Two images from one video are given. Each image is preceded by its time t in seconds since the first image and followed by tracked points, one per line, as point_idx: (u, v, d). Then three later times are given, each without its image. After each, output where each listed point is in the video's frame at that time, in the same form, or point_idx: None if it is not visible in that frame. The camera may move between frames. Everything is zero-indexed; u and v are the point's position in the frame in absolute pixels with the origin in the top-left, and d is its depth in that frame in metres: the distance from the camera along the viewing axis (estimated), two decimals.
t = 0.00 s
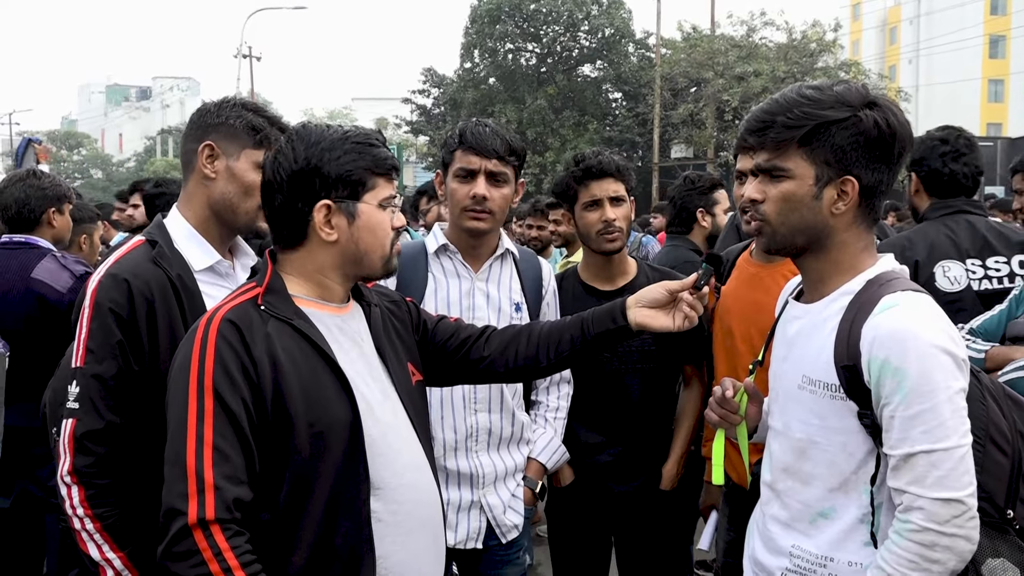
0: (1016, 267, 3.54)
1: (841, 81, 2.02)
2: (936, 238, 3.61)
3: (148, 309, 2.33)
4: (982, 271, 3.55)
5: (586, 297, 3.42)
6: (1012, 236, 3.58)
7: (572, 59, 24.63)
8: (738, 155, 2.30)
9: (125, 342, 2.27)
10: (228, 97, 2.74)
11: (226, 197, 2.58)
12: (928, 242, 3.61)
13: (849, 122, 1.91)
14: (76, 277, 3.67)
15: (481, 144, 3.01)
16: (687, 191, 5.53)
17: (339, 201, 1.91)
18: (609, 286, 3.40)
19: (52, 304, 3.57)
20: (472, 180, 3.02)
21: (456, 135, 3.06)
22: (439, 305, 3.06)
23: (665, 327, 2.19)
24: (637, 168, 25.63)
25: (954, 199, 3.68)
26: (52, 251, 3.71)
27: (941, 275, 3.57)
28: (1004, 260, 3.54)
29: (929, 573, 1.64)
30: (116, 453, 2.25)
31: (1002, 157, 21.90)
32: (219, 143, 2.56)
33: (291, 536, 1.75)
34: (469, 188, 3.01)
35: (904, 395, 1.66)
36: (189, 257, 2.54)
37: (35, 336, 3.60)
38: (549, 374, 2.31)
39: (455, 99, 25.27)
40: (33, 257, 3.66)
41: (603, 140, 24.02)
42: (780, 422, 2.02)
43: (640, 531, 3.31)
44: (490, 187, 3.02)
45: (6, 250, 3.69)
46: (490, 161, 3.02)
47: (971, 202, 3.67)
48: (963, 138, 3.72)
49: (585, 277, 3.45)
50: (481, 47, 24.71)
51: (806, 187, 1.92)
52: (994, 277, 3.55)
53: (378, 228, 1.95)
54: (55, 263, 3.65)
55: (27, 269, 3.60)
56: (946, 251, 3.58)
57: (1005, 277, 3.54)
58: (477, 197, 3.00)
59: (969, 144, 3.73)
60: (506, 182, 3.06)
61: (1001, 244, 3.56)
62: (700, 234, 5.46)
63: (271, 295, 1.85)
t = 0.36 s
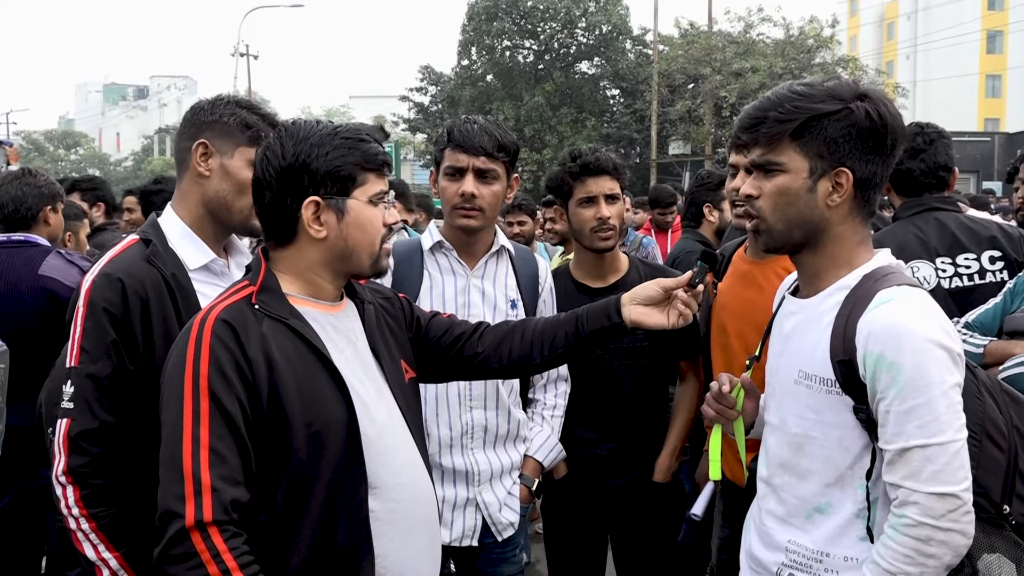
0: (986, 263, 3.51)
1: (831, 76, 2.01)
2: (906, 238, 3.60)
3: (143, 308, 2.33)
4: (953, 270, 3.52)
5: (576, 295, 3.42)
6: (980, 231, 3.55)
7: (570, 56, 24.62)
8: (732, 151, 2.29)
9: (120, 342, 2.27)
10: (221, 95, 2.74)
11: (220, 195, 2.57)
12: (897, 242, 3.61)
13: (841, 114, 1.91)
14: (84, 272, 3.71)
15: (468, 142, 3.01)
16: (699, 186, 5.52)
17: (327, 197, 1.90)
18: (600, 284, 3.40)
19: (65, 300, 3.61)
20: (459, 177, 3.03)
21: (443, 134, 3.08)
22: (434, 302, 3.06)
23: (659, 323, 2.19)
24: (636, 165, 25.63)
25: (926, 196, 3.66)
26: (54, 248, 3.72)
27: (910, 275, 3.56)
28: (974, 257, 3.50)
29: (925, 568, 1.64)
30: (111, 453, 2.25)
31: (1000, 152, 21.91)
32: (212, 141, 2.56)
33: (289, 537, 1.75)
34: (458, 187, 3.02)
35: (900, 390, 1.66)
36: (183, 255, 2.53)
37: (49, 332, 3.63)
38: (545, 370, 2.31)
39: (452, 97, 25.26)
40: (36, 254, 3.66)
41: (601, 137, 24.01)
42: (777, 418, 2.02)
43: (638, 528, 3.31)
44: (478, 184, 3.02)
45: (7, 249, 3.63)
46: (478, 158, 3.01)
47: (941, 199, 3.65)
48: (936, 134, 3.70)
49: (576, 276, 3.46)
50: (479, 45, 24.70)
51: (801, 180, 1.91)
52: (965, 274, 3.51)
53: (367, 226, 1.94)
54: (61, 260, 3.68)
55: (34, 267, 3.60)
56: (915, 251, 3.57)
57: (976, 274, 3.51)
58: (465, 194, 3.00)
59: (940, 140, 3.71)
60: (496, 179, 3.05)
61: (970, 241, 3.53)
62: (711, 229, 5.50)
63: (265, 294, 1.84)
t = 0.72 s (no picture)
0: (984, 262, 3.52)
1: (832, 75, 2.01)
2: (904, 237, 3.62)
3: (142, 309, 2.33)
4: (950, 269, 3.53)
5: (578, 294, 3.42)
6: (980, 231, 3.55)
7: (568, 54, 24.60)
8: (731, 149, 2.29)
9: (119, 343, 2.27)
10: (220, 95, 2.74)
11: (219, 196, 2.58)
12: (894, 241, 3.63)
13: (841, 114, 1.91)
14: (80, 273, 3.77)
15: (469, 140, 3.01)
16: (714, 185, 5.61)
17: (320, 197, 1.90)
18: (600, 283, 3.40)
19: (62, 301, 3.64)
20: (460, 176, 3.03)
21: (444, 132, 3.07)
22: (433, 302, 3.06)
23: (661, 322, 2.20)
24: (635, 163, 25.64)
25: (924, 194, 3.67)
26: (51, 249, 3.77)
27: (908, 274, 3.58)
28: (972, 256, 3.51)
29: (921, 563, 1.64)
30: (110, 454, 2.25)
31: (999, 149, 21.91)
32: (211, 141, 2.56)
33: (288, 536, 1.75)
34: (459, 185, 3.01)
35: (893, 386, 1.66)
36: (183, 256, 2.53)
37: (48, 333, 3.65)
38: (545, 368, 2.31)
39: (451, 96, 25.25)
40: (35, 254, 3.71)
41: (599, 135, 24.02)
42: (775, 415, 2.02)
43: (637, 526, 3.32)
44: (479, 182, 3.02)
45: (5, 249, 3.69)
46: (480, 157, 3.02)
47: (941, 197, 3.65)
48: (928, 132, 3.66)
49: (578, 275, 3.45)
50: (477, 44, 24.68)
51: (801, 179, 1.91)
52: (963, 273, 3.53)
53: (360, 225, 1.93)
54: (59, 260, 3.72)
55: (31, 267, 3.64)
56: (913, 249, 3.59)
57: (974, 274, 3.52)
58: (466, 193, 3.00)
59: (926, 138, 3.66)
60: (497, 177, 3.06)
61: (968, 240, 3.54)
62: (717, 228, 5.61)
63: (264, 293, 1.84)
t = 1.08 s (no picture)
0: (993, 264, 3.51)
1: (829, 75, 2.02)
2: (912, 235, 3.63)
3: (143, 308, 2.33)
4: (958, 270, 3.54)
5: (581, 294, 3.42)
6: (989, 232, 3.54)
7: (569, 54, 24.59)
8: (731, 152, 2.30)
9: (121, 342, 2.27)
10: (221, 94, 2.74)
11: (221, 195, 2.58)
12: (903, 241, 3.63)
13: (842, 114, 1.92)
14: (67, 272, 3.74)
15: (474, 139, 3.01)
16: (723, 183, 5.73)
17: (319, 196, 1.89)
18: (606, 285, 3.40)
19: (44, 299, 3.63)
20: (465, 175, 3.02)
21: (449, 130, 3.06)
22: (434, 300, 3.05)
23: (663, 320, 2.20)
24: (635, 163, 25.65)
25: (934, 194, 3.67)
26: (42, 248, 3.77)
27: (916, 274, 3.59)
28: (980, 258, 3.51)
29: (924, 562, 1.64)
30: (111, 453, 2.25)
31: (1000, 149, 21.93)
32: (213, 140, 2.56)
33: (290, 533, 1.75)
34: (462, 183, 3.01)
35: (897, 385, 1.66)
36: (184, 256, 2.53)
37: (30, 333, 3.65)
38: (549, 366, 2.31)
39: (451, 95, 25.23)
40: (23, 253, 3.72)
41: (600, 135, 24.02)
42: (777, 415, 2.02)
43: (638, 525, 3.32)
44: (484, 182, 3.02)
45: None
46: (484, 156, 3.02)
47: (951, 196, 3.65)
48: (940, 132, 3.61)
49: (582, 275, 3.45)
50: (477, 43, 24.65)
51: (804, 179, 1.91)
52: (970, 275, 3.53)
53: (361, 224, 1.92)
54: (46, 259, 3.72)
55: (17, 266, 3.65)
56: (921, 249, 3.59)
57: (982, 275, 3.53)
58: (471, 193, 3.00)
59: (936, 138, 3.62)
60: (500, 177, 3.06)
61: (977, 241, 3.54)
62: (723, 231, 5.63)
63: (266, 290, 1.84)
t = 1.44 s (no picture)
0: (1008, 263, 3.49)
1: (830, 75, 2.01)
2: (928, 233, 3.57)
3: (144, 307, 2.32)
4: (974, 267, 3.49)
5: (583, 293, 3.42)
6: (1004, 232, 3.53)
7: (569, 53, 24.58)
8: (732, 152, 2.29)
9: (122, 341, 2.26)
10: (222, 93, 2.73)
11: (222, 194, 2.57)
12: (919, 238, 3.57)
13: (842, 114, 1.91)
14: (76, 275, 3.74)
15: (473, 138, 3.00)
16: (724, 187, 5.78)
17: (326, 193, 1.88)
18: (609, 283, 3.39)
19: (54, 303, 3.62)
20: (462, 173, 3.01)
21: (450, 129, 3.07)
22: (434, 300, 3.03)
23: (523, 297, 2.02)
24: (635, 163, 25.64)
25: (950, 194, 3.63)
26: (50, 250, 3.76)
27: (931, 271, 3.52)
28: (996, 256, 3.48)
29: (928, 562, 1.64)
30: (111, 452, 2.24)
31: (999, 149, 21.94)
32: (214, 139, 2.55)
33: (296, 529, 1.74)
34: (459, 182, 3.01)
35: (900, 385, 1.65)
36: (185, 255, 2.53)
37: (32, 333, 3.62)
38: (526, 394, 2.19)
39: (451, 95, 25.21)
40: (30, 254, 3.69)
41: (600, 134, 24.01)
42: (780, 415, 2.01)
43: (639, 524, 3.31)
44: (480, 180, 3.01)
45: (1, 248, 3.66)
46: (481, 155, 3.00)
47: (965, 196, 3.63)
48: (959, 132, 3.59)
49: (586, 273, 3.44)
50: (476, 43, 24.63)
51: (804, 180, 1.91)
52: (985, 273, 3.49)
53: (371, 218, 1.89)
54: (55, 261, 3.71)
55: (26, 268, 3.63)
56: (937, 246, 3.53)
57: (997, 273, 3.49)
58: (466, 190, 2.99)
59: (958, 136, 3.59)
60: (498, 176, 3.03)
61: (993, 240, 3.51)
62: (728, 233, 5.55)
63: (282, 285, 1.83)
